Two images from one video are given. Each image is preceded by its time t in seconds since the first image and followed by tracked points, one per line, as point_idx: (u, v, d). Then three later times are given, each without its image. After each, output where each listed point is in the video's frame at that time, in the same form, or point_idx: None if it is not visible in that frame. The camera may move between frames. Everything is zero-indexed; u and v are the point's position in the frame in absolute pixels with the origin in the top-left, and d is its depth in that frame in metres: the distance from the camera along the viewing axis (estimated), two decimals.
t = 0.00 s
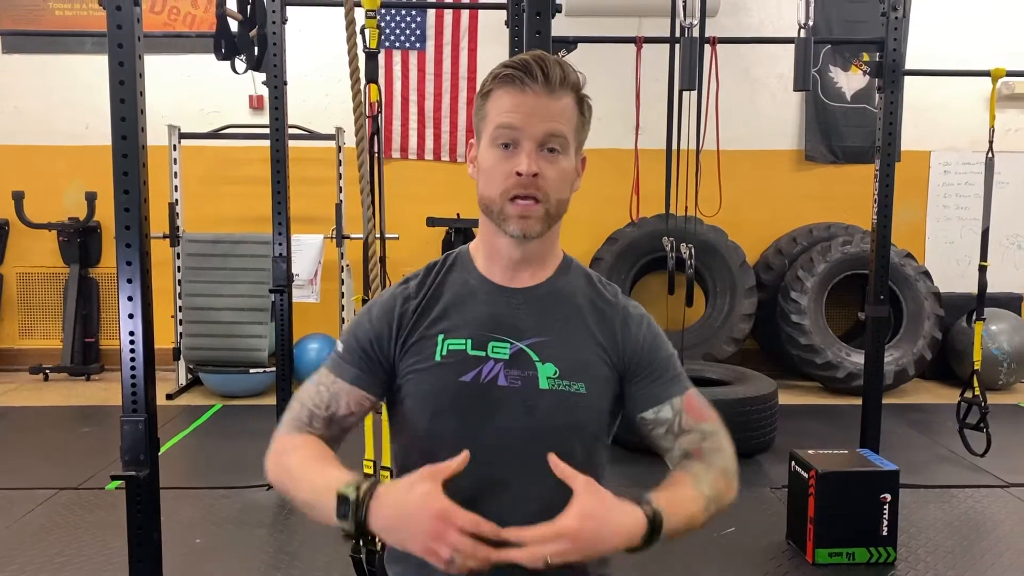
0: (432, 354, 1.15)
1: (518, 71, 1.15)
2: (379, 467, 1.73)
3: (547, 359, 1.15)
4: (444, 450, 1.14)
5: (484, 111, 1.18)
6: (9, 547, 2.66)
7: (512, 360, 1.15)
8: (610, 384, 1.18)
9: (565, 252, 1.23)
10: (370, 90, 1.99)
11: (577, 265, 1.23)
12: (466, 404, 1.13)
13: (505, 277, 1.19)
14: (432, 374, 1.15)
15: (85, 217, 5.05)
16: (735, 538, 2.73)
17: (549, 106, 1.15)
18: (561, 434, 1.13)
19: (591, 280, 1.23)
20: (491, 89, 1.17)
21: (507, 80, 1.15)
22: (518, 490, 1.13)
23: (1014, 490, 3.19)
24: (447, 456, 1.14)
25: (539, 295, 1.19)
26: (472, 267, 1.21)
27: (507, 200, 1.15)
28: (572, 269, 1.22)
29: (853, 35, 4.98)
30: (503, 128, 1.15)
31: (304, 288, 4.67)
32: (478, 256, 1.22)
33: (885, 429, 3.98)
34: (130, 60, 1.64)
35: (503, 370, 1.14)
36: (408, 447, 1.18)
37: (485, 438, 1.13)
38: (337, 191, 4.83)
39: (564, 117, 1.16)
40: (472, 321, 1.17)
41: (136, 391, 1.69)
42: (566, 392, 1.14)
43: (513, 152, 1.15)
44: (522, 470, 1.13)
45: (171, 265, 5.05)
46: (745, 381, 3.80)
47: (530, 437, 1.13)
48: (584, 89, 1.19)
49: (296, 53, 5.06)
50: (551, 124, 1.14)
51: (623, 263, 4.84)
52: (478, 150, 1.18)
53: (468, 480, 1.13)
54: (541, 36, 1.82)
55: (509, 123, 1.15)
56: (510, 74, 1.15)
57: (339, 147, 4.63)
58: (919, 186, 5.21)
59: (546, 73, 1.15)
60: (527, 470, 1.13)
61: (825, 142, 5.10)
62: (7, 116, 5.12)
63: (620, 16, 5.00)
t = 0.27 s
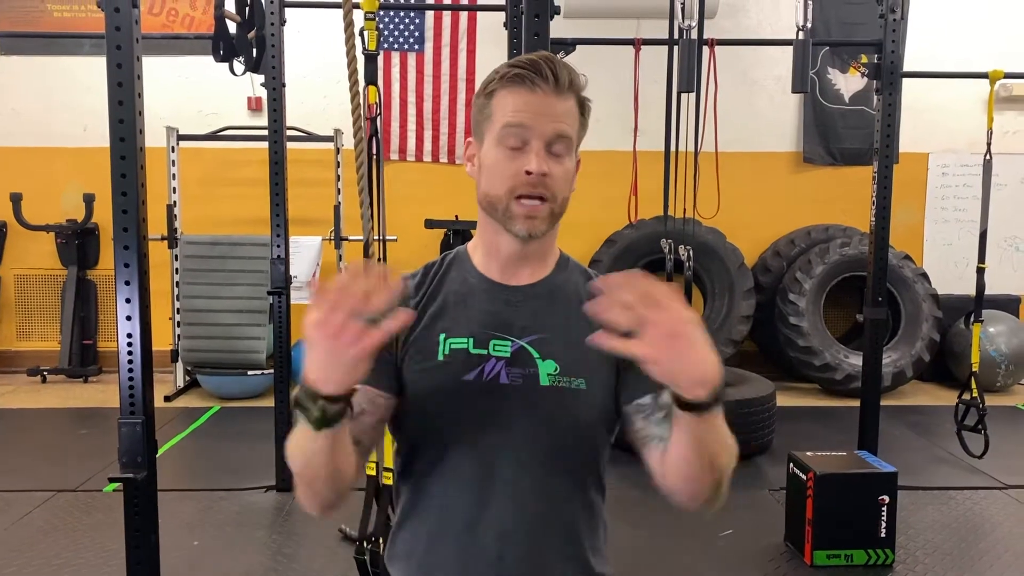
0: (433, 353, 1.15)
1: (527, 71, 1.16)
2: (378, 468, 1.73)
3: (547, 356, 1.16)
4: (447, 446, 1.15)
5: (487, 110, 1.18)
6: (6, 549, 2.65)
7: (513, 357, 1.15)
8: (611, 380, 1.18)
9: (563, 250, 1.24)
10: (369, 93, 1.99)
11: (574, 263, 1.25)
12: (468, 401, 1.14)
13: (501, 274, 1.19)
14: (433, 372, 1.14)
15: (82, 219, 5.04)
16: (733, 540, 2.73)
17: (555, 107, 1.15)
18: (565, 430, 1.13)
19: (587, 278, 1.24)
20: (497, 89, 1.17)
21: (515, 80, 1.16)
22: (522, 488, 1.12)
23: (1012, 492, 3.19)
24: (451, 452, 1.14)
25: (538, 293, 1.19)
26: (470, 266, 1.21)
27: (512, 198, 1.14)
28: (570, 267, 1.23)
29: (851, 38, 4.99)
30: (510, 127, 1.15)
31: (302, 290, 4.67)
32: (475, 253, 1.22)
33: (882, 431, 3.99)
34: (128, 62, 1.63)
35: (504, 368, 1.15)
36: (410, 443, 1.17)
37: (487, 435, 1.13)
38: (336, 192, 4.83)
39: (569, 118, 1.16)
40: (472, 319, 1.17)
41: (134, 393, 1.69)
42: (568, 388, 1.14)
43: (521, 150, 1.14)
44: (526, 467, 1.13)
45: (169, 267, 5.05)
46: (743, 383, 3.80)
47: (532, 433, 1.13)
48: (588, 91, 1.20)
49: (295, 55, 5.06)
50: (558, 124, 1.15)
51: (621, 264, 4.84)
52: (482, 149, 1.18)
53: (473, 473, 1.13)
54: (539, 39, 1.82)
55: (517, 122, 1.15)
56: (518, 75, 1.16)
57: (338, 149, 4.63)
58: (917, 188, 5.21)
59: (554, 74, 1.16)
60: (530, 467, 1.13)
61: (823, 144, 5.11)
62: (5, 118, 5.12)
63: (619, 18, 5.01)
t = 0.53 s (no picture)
0: (432, 360, 1.15)
1: (532, 74, 1.15)
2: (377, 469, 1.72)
3: (547, 364, 1.14)
4: (445, 455, 1.15)
5: (492, 112, 1.17)
6: (4, 551, 2.65)
7: (512, 365, 1.14)
8: (610, 390, 1.18)
9: (567, 256, 1.23)
10: (366, 93, 1.98)
11: (578, 269, 1.23)
12: (466, 410, 1.14)
13: (502, 280, 1.18)
14: (432, 380, 1.14)
15: (80, 220, 5.04)
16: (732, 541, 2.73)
17: (560, 109, 1.15)
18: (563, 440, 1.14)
19: (591, 285, 1.23)
20: (501, 91, 1.16)
21: (519, 82, 1.15)
22: (518, 497, 1.14)
23: (1010, 493, 3.19)
24: (449, 462, 1.15)
25: (540, 300, 1.18)
26: (470, 272, 1.20)
27: (516, 200, 1.13)
28: (573, 275, 1.22)
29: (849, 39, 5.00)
30: (514, 130, 1.14)
31: (301, 291, 4.66)
32: (477, 259, 1.21)
33: (881, 432, 3.99)
34: (126, 62, 1.63)
35: (503, 375, 1.14)
36: (407, 451, 1.19)
37: (486, 444, 1.14)
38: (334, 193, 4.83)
39: (573, 120, 1.16)
40: (472, 326, 1.16)
41: (131, 394, 1.68)
42: (568, 398, 1.14)
43: (525, 153, 1.14)
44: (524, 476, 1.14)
45: (167, 268, 5.04)
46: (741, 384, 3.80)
47: (532, 443, 1.13)
48: (593, 94, 1.20)
49: (293, 56, 5.05)
50: (563, 126, 1.15)
51: (620, 265, 4.84)
52: (486, 150, 1.17)
53: (472, 481, 1.14)
54: (537, 40, 1.82)
55: (522, 124, 1.14)
56: (523, 77, 1.15)
57: (336, 150, 4.63)
58: (915, 190, 5.22)
59: (560, 77, 1.15)
60: (527, 476, 1.14)
61: (822, 145, 5.11)
62: (3, 119, 5.11)
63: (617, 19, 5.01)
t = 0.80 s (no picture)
0: (434, 361, 1.15)
1: (535, 76, 1.14)
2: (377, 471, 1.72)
3: (550, 367, 1.14)
4: (446, 457, 1.15)
5: (496, 114, 1.17)
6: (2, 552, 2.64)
7: (515, 367, 1.14)
8: (613, 393, 1.18)
9: (573, 259, 1.22)
10: (365, 93, 1.97)
11: (584, 271, 1.23)
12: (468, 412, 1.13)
13: (507, 282, 1.18)
14: (434, 381, 1.14)
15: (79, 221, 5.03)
16: (731, 542, 2.73)
17: (564, 112, 1.14)
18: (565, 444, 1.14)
19: (596, 287, 1.22)
20: (505, 93, 1.16)
21: (523, 85, 1.15)
22: (518, 500, 1.14)
23: (1010, 494, 3.19)
24: (450, 463, 1.15)
25: (543, 302, 1.18)
26: (475, 272, 1.20)
27: (519, 205, 1.14)
28: (578, 277, 1.21)
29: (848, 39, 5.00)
30: (517, 134, 1.14)
31: (300, 292, 4.65)
32: (482, 260, 1.21)
33: (880, 432, 3.98)
34: (124, 63, 1.62)
35: (506, 377, 1.13)
36: (409, 453, 1.19)
37: (488, 446, 1.14)
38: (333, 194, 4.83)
39: (578, 123, 1.15)
40: (475, 327, 1.16)
41: (130, 395, 1.68)
42: (571, 401, 1.13)
43: (528, 157, 1.14)
44: (525, 479, 1.14)
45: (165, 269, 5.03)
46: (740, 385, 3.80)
47: (533, 445, 1.13)
48: (599, 95, 1.18)
49: (291, 56, 5.05)
50: (566, 130, 1.14)
51: (619, 266, 4.83)
52: (491, 153, 1.17)
53: (473, 485, 1.14)
54: (536, 40, 1.82)
55: (524, 129, 1.14)
56: (526, 79, 1.15)
57: (335, 150, 4.63)
58: (914, 190, 5.22)
59: (563, 79, 1.14)
60: (529, 479, 1.14)
61: (821, 146, 5.11)
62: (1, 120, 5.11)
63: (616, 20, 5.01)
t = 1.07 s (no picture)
0: (434, 360, 1.14)
1: (538, 76, 1.14)
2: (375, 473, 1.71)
3: (549, 367, 1.14)
4: (446, 457, 1.15)
5: (499, 114, 1.17)
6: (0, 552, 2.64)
7: (514, 367, 1.14)
8: (612, 394, 1.18)
9: (574, 259, 1.22)
10: (364, 93, 1.97)
11: (584, 271, 1.23)
12: (468, 411, 1.13)
13: (509, 283, 1.18)
14: (434, 380, 1.14)
15: (78, 222, 5.03)
16: (731, 543, 2.73)
17: (567, 113, 1.14)
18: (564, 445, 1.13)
19: (597, 287, 1.22)
20: (508, 93, 1.16)
21: (526, 85, 1.15)
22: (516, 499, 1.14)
23: (1009, 494, 3.19)
24: (449, 463, 1.15)
25: (543, 302, 1.18)
26: (476, 272, 1.20)
27: (520, 205, 1.14)
28: (579, 277, 1.21)
29: (847, 40, 5.00)
30: (519, 135, 1.14)
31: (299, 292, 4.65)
32: (483, 258, 1.21)
33: (880, 433, 3.98)
34: (123, 63, 1.62)
35: (505, 377, 1.13)
36: (409, 453, 1.19)
37: (486, 446, 1.14)
38: (333, 195, 4.83)
39: (581, 125, 1.15)
40: (475, 327, 1.16)
41: (129, 395, 1.67)
42: (569, 401, 1.13)
43: (530, 157, 1.14)
44: (523, 478, 1.14)
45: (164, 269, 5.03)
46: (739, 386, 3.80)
47: (532, 446, 1.13)
48: (602, 96, 1.18)
49: (291, 57, 5.05)
50: (569, 131, 1.14)
51: (618, 267, 4.83)
52: (493, 152, 1.17)
53: (473, 484, 1.14)
54: (536, 41, 1.82)
55: (526, 129, 1.14)
56: (530, 79, 1.14)
57: (334, 151, 4.63)
58: (914, 191, 5.22)
59: (566, 79, 1.14)
60: (527, 479, 1.14)
61: (820, 146, 5.11)
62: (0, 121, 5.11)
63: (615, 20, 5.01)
